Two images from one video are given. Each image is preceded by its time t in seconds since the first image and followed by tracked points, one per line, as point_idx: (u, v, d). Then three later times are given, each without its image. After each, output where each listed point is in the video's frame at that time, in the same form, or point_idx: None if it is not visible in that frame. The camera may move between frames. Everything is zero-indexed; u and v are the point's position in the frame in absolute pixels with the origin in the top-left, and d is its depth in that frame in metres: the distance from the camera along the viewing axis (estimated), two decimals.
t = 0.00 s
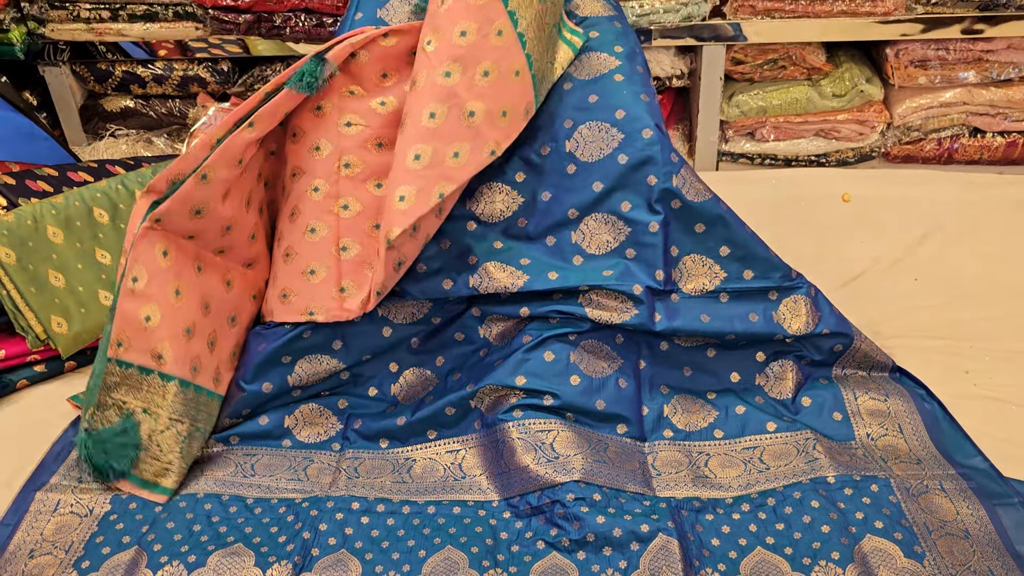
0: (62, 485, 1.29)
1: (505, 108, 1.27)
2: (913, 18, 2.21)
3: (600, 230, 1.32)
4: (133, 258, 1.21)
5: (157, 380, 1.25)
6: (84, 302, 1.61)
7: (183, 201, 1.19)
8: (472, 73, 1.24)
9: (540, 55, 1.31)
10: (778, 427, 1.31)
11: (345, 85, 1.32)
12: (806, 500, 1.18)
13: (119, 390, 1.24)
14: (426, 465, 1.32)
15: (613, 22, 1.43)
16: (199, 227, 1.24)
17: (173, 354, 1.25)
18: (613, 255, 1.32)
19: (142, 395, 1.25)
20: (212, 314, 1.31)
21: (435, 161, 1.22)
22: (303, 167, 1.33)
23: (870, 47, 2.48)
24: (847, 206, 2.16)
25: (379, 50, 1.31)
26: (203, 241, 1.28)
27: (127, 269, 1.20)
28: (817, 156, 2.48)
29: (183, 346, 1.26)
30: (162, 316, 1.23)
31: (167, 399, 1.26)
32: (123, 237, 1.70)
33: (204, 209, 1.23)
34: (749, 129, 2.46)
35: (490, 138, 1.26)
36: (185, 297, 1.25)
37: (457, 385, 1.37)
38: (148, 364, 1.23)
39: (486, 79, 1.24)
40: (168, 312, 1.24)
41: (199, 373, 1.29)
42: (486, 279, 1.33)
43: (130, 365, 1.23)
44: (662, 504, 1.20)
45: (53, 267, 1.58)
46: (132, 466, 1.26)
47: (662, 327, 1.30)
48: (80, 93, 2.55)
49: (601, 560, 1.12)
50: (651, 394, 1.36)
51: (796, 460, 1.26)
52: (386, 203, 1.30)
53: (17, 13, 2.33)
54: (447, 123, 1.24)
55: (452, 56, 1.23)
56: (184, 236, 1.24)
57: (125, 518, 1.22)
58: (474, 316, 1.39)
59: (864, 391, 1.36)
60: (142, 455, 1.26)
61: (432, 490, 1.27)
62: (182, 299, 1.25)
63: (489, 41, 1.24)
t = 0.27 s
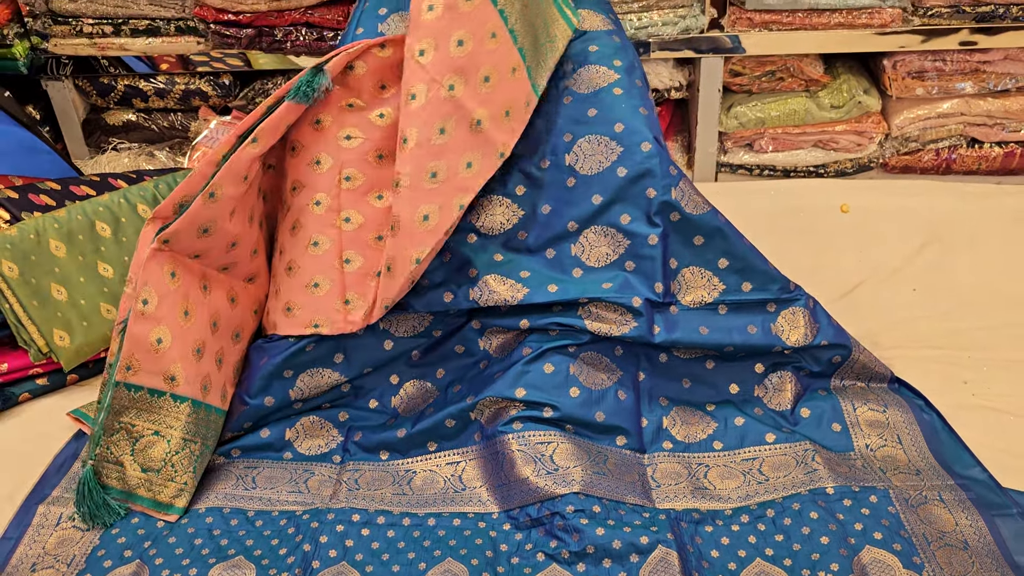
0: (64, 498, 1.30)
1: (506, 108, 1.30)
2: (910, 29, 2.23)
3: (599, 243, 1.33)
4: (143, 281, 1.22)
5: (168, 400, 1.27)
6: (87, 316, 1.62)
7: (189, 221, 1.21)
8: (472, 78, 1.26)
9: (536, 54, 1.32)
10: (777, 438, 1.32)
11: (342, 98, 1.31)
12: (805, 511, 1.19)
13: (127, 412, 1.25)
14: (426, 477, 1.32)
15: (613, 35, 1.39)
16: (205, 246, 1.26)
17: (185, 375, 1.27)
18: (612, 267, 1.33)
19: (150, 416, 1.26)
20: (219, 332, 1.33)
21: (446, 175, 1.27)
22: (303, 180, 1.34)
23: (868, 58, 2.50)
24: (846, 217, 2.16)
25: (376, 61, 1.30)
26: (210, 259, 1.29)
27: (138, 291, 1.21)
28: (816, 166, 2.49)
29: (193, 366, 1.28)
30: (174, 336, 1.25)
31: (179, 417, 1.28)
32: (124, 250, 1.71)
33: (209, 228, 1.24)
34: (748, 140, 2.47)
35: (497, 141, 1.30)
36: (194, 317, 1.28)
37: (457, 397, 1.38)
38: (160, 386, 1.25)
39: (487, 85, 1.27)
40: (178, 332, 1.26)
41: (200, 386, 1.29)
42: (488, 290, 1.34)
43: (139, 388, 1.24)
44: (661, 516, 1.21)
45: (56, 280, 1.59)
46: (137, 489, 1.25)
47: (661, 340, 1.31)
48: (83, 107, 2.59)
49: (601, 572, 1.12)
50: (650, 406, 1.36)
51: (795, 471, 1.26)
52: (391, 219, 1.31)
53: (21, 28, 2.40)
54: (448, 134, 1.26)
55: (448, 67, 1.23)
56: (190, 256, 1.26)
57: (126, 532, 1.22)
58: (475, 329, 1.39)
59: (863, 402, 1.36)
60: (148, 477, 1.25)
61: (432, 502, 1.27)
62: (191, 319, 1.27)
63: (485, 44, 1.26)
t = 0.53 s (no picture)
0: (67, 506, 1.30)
1: (483, 105, 1.29)
2: (909, 36, 2.23)
3: (600, 249, 1.34)
4: (143, 288, 1.23)
5: (168, 407, 1.27)
6: (88, 323, 1.62)
7: (189, 228, 1.21)
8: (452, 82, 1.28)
9: (507, 46, 1.32)
10: (779, 444, 1.32)
11: (341, 104, 1.34)
12: (807, 517, 1.19)
13: (128, 419, 1.25)
14: (427, 484, 1.32)
15: (613, 43, 1.41)
16: (205, 253, 1.26)
17: (185, 382, 1.27)
18: (612, 274, 1.33)
19: (152, 423, 1.27)
20: (220, 339, 1.33)
21: (429, 186, 1.28)
22: (303, 189, 1.35)
23: (868, 64, 2.50)
24: (846, 223, 2.17)
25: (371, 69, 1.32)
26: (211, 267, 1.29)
27: (139, 298, 1.22)
28: (816, 172, 2.49)
29: (194, 373, 1.28)
30: (174, 343, 1.25)
31: (179, 424, 1.28)
32: (126, 257, 1.72)
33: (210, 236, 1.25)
34: (749, 146, 2.47)
35: (478, 142, 1.29)
36: (195, 324, 1.28)
37: (459, 404, 1.38)
38: (160, 393, 1.25)
39: (453, 86, 1.28)
40: (178, 339, 1.26)
41: (201, 393, 1.29)
42: (490, 298, 1.33)
43: (140, 395, 1.25)
44: (663, 523, 1.21)
45: (58, 287, 1.59)
46: (138, 496, 1.25)
47: (662, 346, 1.31)
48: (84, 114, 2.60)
49: None
50: (652, 412, 1.36)
51: (796, 477, 1.26)
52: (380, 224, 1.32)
53: (23, 37, 2.40)
54: (438, 138, 1.27)
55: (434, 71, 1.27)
56: (191, 263, 1.26)
57: (128, 539, 1.22)
58: (476, 335, 1.39)
59: (864, 407, 1.36)
60: (149, 485, 1.26)
61: (434, 509, 1.27)
62: (191, 326, 1.27)
63: (444, 44, 1.27)
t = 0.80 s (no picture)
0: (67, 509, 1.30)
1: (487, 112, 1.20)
2: (910, 38, 2.23)
3: (601, 252, 1.33)
4: (143, 292, 1.23)
5: (168, 412, 1.27)
6: (89, 326, 1.62)
7: (189, 232, 1.21)
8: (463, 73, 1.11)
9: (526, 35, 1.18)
10: (780, 447, 1.31)
11: (343, 108, 1.26)
12: (809, 520, 1.19)
13: (128, 422, 1.26)
14: (428, 487, 1.32)
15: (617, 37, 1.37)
16: (205, 257, 1.26)
17: (186, 386, 1.27)
18: (613, 276, 1.33)
19: (152, 427, 1.27)
20: (221, 343, 1.33)
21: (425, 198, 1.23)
22: (302, 192, 1.31)
23: (868, 67, 2.50)
24: (846, 225, 2.17)
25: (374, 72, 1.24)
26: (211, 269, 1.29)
27: (138, 301, 1.22)
28: (817, 175, 2.48)
29: (193, 376, 1.28)
30: (174, 347, 1.26)
31: (177, 428, 1.27)
32: (126, 261, 1.72)
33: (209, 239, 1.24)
34: (749, 149, 2.47)
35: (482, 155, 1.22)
36: (194, 327, 1.27)
37: (459, 407, 1.38)
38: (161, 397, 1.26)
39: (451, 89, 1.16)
40: (179, 342, 1.26)
41: (201, 395, 1.29)
42: (491, 299, 1.34)
43: (140, 399, 1.26)
44: (664, 526, 1.20)
45: (58, 291, 1.59)
46: (137, 500, 1.26)
47: (663, 349, 1.31)
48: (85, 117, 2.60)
49: None
50: (653, 415, 1.36)
51: (798, 481, 1.26)
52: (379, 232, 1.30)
53: (24, 40, 2.42)
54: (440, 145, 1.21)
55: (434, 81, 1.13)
56: (191, 267, 1.26)
57: (128, 543, 1.22)
58: (476, 339, 1.39)
59: (866, 410, 1.36)
60: (148, 489, 1.26)
61: (434, 513, 1.27)
62: (191, 329, 1.27)
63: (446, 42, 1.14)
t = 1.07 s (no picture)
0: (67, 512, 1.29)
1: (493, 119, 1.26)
2: (909, 39, 2.24)
3: (600, 254, 1.33)
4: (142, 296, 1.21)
5: (168, 415, 1.26)
6: (88, 329, 1.62)
7: (193, 236, 1.21)
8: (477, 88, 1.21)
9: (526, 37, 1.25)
10: (780, 449, 1.31)
11: (349, 118, 1.32)
12: (809, 522, 1.19)
13: (128, 426, 1.25)
14: (428, 489, 1.31)
15: (612, 48, 1.43)
16: (206, 262, 1.26)
17: (186, 389, 1.27)
18: (613, 279, 1.33)
19: (152, 431, 1.26)
20: (221, 346, 1.33)
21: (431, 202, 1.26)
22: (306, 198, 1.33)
23: (868, 68, 2.50)
24: (846, 226, 2.16)
25: (381, 83, 1.30)
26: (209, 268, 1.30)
27: (140, 304, 1.21)
28: (817, 176, 2.48)
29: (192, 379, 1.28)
30: (174, 350, 1.25)
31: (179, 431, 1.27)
32: (126, 263, 1.71)
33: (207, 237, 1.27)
34: (749, 150, 2.47)
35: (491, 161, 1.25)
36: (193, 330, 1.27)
37: (459, 409, 1.37)
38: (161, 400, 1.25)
39: (468, 83, 1.23)
40: (179, 345, 1.26)
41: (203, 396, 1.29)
42: (491, 302, 1.33)
43: (140, 402, 1.24)
44: (664, 528, 1.20)
45: (57, 293, 1.59)
46: (137, 503, 1.25)
47: (663, 351, 1.31)
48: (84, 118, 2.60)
49: None
50: (653, 417, 1.35)
51: (799, 483, 1.26)
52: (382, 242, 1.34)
53: (23, 42, 2.42)
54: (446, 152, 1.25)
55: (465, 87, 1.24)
56: (192, 270, 1.26)
57: (127, 546, 1.22)
58: (475, 341, 1.38)
59: (866, 412, 1.36)
60: (149, 492, 1.25)
61: (434, 515, 1.26)
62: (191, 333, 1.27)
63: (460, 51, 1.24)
